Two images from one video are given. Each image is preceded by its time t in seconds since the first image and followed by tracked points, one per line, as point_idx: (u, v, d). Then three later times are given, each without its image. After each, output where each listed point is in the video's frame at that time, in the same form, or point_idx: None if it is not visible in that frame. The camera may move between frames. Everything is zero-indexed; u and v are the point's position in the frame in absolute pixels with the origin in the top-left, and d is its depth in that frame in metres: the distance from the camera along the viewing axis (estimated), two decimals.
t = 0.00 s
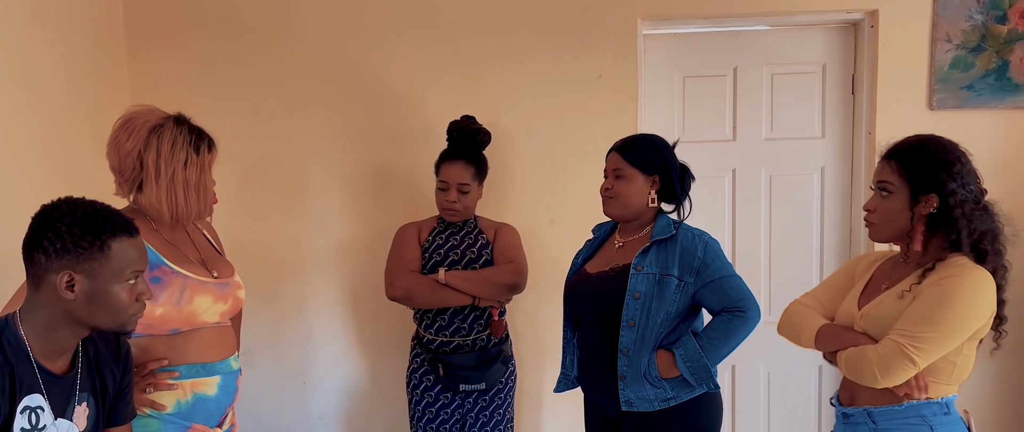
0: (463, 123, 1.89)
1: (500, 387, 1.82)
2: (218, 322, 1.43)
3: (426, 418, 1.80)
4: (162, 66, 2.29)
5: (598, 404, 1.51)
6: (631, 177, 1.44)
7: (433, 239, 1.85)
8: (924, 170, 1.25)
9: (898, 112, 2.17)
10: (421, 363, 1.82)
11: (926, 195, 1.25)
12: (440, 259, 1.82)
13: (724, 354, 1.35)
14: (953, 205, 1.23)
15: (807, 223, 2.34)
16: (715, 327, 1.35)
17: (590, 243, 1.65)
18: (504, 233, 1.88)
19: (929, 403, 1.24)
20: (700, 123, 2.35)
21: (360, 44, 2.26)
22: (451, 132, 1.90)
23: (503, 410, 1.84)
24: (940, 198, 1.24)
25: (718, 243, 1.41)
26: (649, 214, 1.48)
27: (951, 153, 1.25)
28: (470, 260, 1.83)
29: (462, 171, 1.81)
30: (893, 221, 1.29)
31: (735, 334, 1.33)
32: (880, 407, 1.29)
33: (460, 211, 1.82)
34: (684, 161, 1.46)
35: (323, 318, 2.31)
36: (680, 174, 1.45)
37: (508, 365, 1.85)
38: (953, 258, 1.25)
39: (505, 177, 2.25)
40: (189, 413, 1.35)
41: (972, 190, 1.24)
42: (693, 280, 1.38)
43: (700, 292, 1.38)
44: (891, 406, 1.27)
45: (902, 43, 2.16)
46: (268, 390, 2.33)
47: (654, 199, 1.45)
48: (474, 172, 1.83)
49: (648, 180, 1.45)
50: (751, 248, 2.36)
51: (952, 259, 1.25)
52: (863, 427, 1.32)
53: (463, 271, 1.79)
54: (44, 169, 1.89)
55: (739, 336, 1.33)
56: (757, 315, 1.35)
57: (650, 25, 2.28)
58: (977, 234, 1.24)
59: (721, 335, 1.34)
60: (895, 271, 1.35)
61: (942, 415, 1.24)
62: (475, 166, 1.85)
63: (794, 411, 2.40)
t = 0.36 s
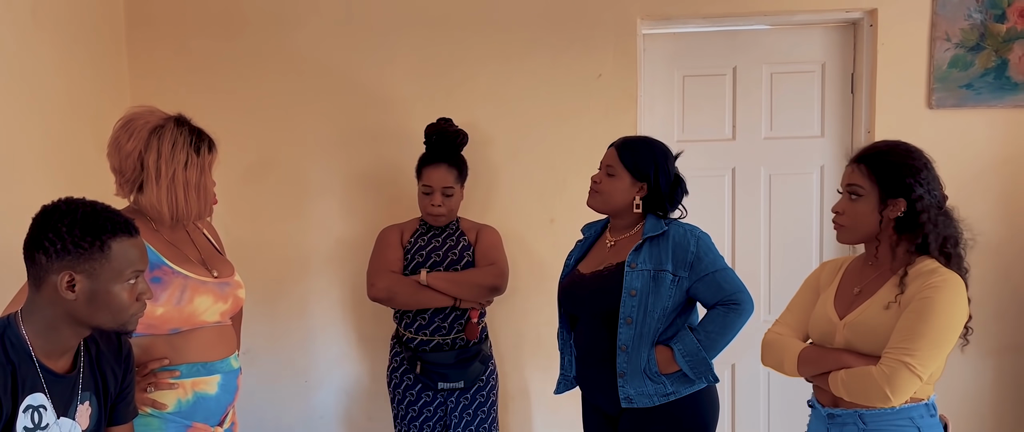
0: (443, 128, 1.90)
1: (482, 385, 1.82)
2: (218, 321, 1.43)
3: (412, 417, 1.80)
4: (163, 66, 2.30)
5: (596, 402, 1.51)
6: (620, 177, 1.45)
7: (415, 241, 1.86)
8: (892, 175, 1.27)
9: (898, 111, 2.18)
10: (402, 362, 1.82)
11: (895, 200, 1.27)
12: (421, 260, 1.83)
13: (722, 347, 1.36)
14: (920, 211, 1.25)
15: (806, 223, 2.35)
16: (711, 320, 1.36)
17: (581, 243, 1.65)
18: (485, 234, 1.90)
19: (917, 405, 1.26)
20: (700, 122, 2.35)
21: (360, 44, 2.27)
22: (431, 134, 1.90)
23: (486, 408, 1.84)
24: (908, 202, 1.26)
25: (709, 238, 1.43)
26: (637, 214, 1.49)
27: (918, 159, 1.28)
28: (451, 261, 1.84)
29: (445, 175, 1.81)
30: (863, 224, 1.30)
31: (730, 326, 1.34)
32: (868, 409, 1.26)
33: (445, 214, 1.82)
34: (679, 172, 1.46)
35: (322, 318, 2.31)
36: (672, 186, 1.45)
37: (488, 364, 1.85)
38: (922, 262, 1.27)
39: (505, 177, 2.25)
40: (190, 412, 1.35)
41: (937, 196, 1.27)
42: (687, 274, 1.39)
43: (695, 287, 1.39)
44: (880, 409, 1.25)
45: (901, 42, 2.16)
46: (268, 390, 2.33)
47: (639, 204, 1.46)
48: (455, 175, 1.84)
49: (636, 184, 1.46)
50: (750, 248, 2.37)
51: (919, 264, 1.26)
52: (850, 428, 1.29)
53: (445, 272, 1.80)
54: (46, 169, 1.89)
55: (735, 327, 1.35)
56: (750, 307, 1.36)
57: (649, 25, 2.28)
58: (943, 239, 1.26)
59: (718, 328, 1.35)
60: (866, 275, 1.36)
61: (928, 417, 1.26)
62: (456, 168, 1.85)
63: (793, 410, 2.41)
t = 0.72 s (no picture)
0: (436, 127, 1.90)
1: (479, 379, 1.83)
2: (221, 316, 1.44)
3: (407, 412, 1.82)
4: (166, 64, 2.31)
5: (597, 397, 1.53)
6: (620, 172, 1.46)
7: (407, 239, 1.87)
8: (869, 170, 1.28)
9: (898, 107, 2.18)
10: (397, 357, 1.84)
11: (873, 193, 1.28)
12: (413, 258, 1.85)
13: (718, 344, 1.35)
14: (898, 202, 1.26)
15: (805, 219, 2.35)
16: (707, 318, 1.35)
17: (588, 239, 1.66)
18: (477, 232, 1.90)
19: (903, 394, 1.25)
20: (700, 119, 2.36)
21: (362, 42, 2.28)
22: (420, 133, 1.91)
23: (482, 402, 1.84)
24: (887, 195, 1.27)
25: (709, 233, 1.42)
26: (638, 209, 1.50)
27: (895, 153, 1.29)
28: (442, 258, 1.85)
29: (440, 173, 1.82)
30: (843, 220, 1.31)
31: (725, 323, 1.33)
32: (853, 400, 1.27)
33: (442, 211, 1.84)
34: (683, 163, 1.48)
35: (325, 314, 2.33)
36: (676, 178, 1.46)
37: (482, 359, 1.85)
38: (902, 254, 1.27)
39: (506, 174, 2.27)
40: (192, 406, 1.36)
41: (916, 188, 1.27)
42: (682, 270, 1.39)
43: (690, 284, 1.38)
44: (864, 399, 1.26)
45: (902, 38, 2.17)
46: (269, 387, 2.35)
47: (641, 198, 1.47)
48: (450, 171, 1.86)
49: (638, 178, 1.46)
50: (750, 244, 2.37)
51: (901, 255, 1.27)
52: (838, 419, 1.30)
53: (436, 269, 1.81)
54: (51, 166, 1.91)
55: (731, 325, 1.33)
56: (750, 303, 1.34)
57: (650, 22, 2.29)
58: (921, 230, 1.26)
59: (713, 325, 1.33)
60: (850, 268, 1.37)
61: (914, 406, 1.25)
62: (450, 166, 1.87)
63: (792, 406, 2.41)
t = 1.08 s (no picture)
0: (436, 124, 1.91)
1: (490, 376, 1.84)
2: (227, 311, 1.46)
3: (417, 406, 1.83)
4: (171, 61, 2.33)
5: (606, 394, 1.54)
6: (631, 168, 1.47)
7: (419, 234, 1.89)
8: (874, 163, 1.29)
9: (900, 104, 2.19)
10: (409, 351, 1.86)
11: (879, 186, 1.28)
12: (423, 253, 1.86)
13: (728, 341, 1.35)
14: (904, 194, 1.26)
15: (809, 215, 2.36)
16: (716, 316, 1.35)
17: (600, 235, 1.67)
18: (489, 226, 1.90)
19: (904, 392, 1.25)
20: (703, 116, 2.37)
21: (365, 39, 2.29)
22: (421, 131, 1.91)
23: (492, 401, 1.85)
24: (892, 188, 1.27)
25: (719, 230, 1.42)
26: (648, 205, 1.51)
27: (899, 144, 1.29)
28: (452, 253, 1.86)
29: (449, 165, 1.85)
30: (847, 214, 1.32)
31: (734, 321, 1.33)
32: (853, 398, 1.28)
33: (457, 203, 1.86)
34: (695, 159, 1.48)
35: (330, 309, 2.34)
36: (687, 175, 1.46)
37: (493, 357, 1.85)
38: (910, 246, 1.28)
39: (509, 170, 2.28)
40: (198, 400, 1.37)
41: (923, 179, 1.28)
42: (691, 268, 1.40)
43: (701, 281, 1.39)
44: (864, 397, 1.26)
45: (904, 35, 2.18)
46: (275, 382, 2.36)
47: (651, 194, 1.48)
48: (458, 163, 1.88)
49: (648, 174, 1.47)
50: (754, 240, 2.38)
51: (906, 247, 1.28)
52: (839, 418, 1.31)
53: (446, 264, 1.82)
54: (58, 163, 1.92)
55: (741, 324, 1.33)
56: (761, 302, 1.33)
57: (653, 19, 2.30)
58: (928, 220, 1.27)
59: (721, 324, 1.34)
60: (856, 261, 1.39)
61: (916, 404, 1.25)
62: (457, 158, 1.89)
63: (795, 402, 2.42)
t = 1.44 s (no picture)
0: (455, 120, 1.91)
1: (520, 373, 1.82)
2: (234, 305, 1.47)
3: (445, 401, 1.84)
4: (178, 59, 2.35)
5: (609, 387, 1.55)
6: (641, 165, 1.48)
7: (450, 229, 1.87)
8: (876, 160, 1.29)
9: (903, 100, 2.20)
10: (441, 347, 1.86)
11: (882, 183, 1.29)
12: (456, 248, 1.84)
13: (735, 337, 1.37)
14: (908, 189, 1.27)
15: (813, 212, 2.37)
16: (724, 312, 1.37)
17: (605, 229, 1.68)
18: (520, 218, 1.87)
19: (905, 387, 1.25)
20: (706, 112, 2.38)
21: (370, 36, 2.30)
22: (441, 127, 1.92)
23: (520, 396, 1.83)
24: (895, 183, 1.28)
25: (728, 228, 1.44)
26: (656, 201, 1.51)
27: (900, 139, 1.30)
28: (485, 247, 1.83)
29: (476, 154, 1.85)
30: (851, 210, 1.33)
31: (741, 318, 1.35)
32: (854, 393, 1.29)
33: (488, 191, 1.85)
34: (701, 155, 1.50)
35: (336, 304, 2.36)
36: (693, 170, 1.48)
37: (525, 352, 1.83)
38: (915, 242, 1.28)
39: (513, 166, 2.29)
40: (204, 393, 1.39)
41: (926, 173, 1.28)
42: (701, 264, 1.41)
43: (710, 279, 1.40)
44: (864, 393, 1.27)
45: (907, 31, 2.18)
46: (283, 376, 2.38)
47: (660, 191, 1.49)
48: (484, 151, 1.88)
49: (657, 171, 1.48)
50: (758, 235, 2.39)
51: (910, 244, 1.28)
52: (840, 415, 1.32)
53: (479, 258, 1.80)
54: (66, 159, 1.94)
55: (748, 321, 1.35)
56: (767, 300, 1.36)
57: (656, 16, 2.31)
58: (931, 215, 1.27)
59: (728, 320, 1.36)
60: (860, 257, 1.39)
61: (917, 400, 1.25)
62: (482, 146, 1.89)
63: (798, 397, 2.43)
